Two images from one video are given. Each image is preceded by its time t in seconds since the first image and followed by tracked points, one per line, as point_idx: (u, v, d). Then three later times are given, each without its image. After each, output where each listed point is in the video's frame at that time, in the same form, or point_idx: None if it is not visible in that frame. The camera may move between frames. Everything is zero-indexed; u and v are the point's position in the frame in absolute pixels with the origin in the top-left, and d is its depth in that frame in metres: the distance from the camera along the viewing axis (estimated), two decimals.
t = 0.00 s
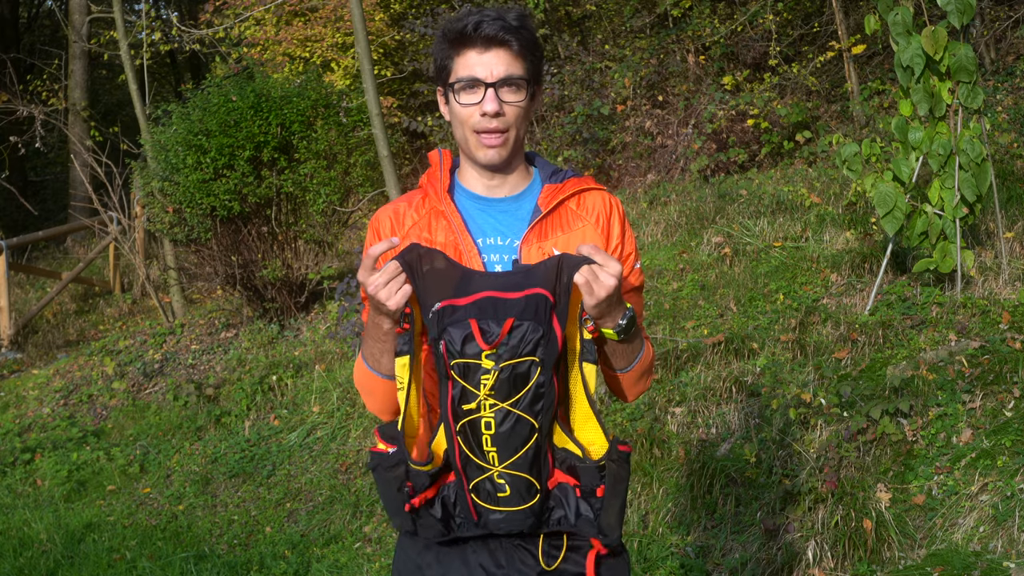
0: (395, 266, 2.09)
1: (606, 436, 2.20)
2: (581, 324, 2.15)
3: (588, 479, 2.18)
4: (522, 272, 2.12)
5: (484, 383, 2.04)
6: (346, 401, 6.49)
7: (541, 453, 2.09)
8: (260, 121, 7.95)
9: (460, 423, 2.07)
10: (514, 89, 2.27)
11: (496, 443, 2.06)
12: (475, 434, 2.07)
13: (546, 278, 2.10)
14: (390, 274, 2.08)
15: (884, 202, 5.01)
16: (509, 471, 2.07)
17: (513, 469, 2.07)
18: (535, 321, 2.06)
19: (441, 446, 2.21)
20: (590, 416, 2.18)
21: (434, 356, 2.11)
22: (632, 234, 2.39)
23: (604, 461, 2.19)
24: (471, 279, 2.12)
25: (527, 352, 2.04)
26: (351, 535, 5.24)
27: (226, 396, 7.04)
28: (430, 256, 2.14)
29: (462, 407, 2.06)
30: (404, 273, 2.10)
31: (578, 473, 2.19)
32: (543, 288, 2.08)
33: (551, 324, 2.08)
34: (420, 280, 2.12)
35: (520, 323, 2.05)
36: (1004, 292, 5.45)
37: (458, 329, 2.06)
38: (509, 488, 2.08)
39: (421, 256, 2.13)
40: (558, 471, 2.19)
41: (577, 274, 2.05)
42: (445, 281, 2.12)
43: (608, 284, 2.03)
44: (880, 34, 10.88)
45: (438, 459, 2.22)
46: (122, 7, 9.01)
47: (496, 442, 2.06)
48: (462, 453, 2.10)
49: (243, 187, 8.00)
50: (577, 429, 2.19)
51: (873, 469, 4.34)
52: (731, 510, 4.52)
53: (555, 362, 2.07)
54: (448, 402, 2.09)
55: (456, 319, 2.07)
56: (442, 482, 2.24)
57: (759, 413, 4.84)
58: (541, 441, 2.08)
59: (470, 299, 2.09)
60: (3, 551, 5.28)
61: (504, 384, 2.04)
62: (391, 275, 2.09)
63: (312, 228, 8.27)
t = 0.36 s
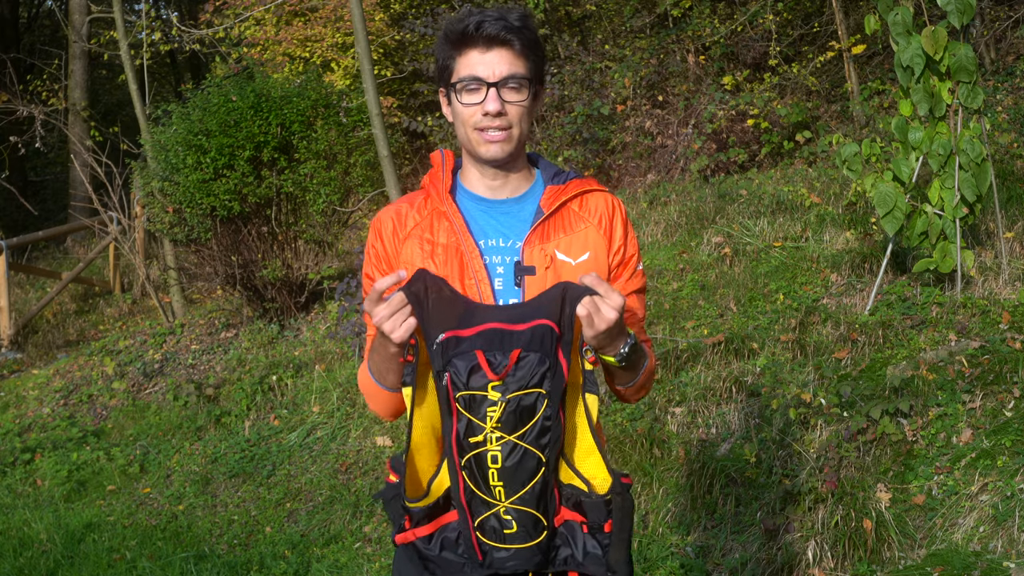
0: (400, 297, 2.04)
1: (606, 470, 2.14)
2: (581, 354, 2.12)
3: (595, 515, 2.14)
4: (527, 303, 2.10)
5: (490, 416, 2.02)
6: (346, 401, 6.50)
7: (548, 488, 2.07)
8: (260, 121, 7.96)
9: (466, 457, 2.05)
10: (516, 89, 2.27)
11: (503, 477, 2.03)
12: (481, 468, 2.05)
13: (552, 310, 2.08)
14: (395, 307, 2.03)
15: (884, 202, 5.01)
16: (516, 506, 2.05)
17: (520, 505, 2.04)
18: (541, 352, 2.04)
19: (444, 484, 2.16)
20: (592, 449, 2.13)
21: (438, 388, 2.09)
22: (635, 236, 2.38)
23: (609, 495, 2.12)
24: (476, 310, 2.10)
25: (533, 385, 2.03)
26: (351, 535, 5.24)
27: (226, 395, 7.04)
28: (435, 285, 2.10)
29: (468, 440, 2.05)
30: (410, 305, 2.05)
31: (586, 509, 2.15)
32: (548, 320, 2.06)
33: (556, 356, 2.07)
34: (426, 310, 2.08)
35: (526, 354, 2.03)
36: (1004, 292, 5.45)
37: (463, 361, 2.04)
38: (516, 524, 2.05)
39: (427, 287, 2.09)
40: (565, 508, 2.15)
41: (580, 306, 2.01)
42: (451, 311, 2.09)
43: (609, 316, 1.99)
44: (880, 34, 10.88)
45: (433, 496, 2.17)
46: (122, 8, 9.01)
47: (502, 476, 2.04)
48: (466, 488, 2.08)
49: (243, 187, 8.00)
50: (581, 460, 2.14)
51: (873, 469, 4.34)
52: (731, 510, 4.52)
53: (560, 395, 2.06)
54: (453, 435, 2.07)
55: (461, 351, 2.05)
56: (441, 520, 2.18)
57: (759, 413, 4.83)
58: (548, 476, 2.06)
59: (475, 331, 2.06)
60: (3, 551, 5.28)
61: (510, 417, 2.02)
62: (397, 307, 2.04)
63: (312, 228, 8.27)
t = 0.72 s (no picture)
0: (407, 289, 2.05)
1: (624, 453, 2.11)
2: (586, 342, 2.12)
3: (616, 494, 2.10)
4: (536, 286, 2.06)
5: (500, 399, 1.99)
6: (346, 401, 6.50)
7: (564, 469, 2.03)
8: (260, 121, 7.95)
9: (479, 441, 2.02)
10: (522, 88, 2.26)
11: (516, 460, 2.00)
12: (494, 452, 2.01)
13: (560, 292, 2.03)
14: (401, 298, 2.04)
15: (884, 202, 5.01)
16: (531, 488, 2.01)
17: (536, 486, 2.00)
18: (549, 334, 2.00)
19: (461, 470, 2.12)
20: (605, 429, 2.09)
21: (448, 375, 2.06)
22: (640, 236, 2.38)
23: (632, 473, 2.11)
24: (484, 296, 2.07)
25: (542, 367, 1.99)
26: (351, 535, 5.24)
27: (226, 395, 7.04)
28: (441, 275, 2.08)
29: (480, 424, 2.02)
30: (416, 297, 2.06)
31: (606, 488, 2.11)
32: (556, 301, 2.02)
33: (566, 338, 2.01)
34: (433, 300, 2.07)
35: (534, 336, 1.99)
36: (1004, 291, 5.45)
37: (470, 346, 2.00)
38: (532, 507, 2.01)
39: (432, 277, 2.08)
40: (584, 488, 2.11)
41: (588, 290, 1.99)
42: (458, 298, 2.06)
43: (618, 303, 1.98)
44: (880, 34, 10.88)
45: (452, 482, 2.13)
46: (122, 8, 9.01)
47: (516, 459, 2.00)
48: (482, 472, 2.04)
49: (243, 187, 8.00)
50: (595, 440, 2.10)
51: (874, 469, 4.34)
52: (731, 510, 4.52)
53: (571, 376, 2.01)
54: (465, 420, 2.04)
55: (467, 336, 2.02)
56: (462, 505, 2.13)
57: (759, 412, 4.83)
58: (563, 457, 2.02)
59: (483, 316, 2.03)
60: (3, 551, 5.28)
61: (520, 399, 1.98)
62: (403, 300, 2.04)
63: (312, 228, 8.27)
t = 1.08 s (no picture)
0: (408, 270, 2.02)
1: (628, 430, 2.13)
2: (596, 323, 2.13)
3: (619, 474, 2.10)
4: (538, 263, 2.08)
5: (505, 377, 2.01)
6: (346, 401, 6.51)
7: (568, 448, 2.04)
8: (260, 121, 7.96)
9: (483, 421, 2.03)
10: (526, 82, 2.27)
11: (521, 439, 2.02)
12: (499, 431, 2.03)
13: (563, 269, 2.06)
14: (402, 279, 2.01)
15: (884, 202, 5.01)
16: (536, 468, 2.02)
17: (541, 466, 2.02)
18: (552, 312, 2.02)
19: (464, 452, 2.15)
20: (611, 410, 2.13)
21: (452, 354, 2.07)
22: (650, 233, 2.37)
23: (633, 454, 2.11)
24: (487, 274, 2.08)
25: (547, 343, 2.01)
26: (351, 535, 5.24)
27: (226, 395, 7.04)
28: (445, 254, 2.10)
29: (485, 403, 2.03)
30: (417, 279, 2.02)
31: (609, 468, 2.11)
32: (559, 278, 2.04)
33: (570, 315, 2.04)
34: (436, 280, 2.08)
35: (537, 314, 2.02)
36: (1005, 291, 5.45)
37: (475, 324, 2.03)
38: (538, 487, 2.03)
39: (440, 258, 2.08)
40: (588, 468, 2.12)
41: (595, 267, 1.98)
42: (460, 278, 2.09)
43: (626, 281, 1.96)
44: (880, 34, 10.89)
45: (455, 465, 2.15)
46: (122, 8, 9.01)
47: (521, 438, 2.02)
48: (487, 452, 2.05)
49: (243, 187, 8.00)
50: (600, 423, 2.14)
51: (873, 469, 4.34)
52: (731, 510, 4.52)
53: (575, 353, 2.03)
54: (470, 399, 2.05)
55: (472, 314, 2.04)
56: (464, 488, 2.14)
57: (758, 412, 4.83)
58: (568, 435, 2.04)
59: (486, 294, 2.05)
60: (3, 551, 5.28)
61: (525, 377, 2.00)
62: (404, 280, 2.01)
63: (312, 228, 8.28)
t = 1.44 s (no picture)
0: (415, 300, 2.06)
1: (625, 473, 2.10)
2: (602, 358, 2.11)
3: (609, 522, 2.09)
4: (540, 304, 2.07)
5: (497, 419, 1.99)
6: (346, 401, 6.51)
7: (557, 493, 2.04)
8: (260, 121, 7.96)
9: (473, 459, 2.03)
10: (532, 88, 2.26)
11: (510, 481, 2.01)
12: (488, 471, 2.03)
13: (564, 313, 2.05)
14: (409, 307, 2.06)
15: (884, 202, 5.01)
16: (523, 511, 2.02)
17: (527, 509, 2.02)
18: (551, 356, 2.00)
19: (454, 485, 2.15)
20: (612, 455, 2.10)
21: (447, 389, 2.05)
22: (655, 237, 2.35)
23: (627, 501, 2.09)
24: (488, 312, 2.07)
25: (543, 388, 1.98)
26: (351, 535, 5.25)
27: (226, 395, 7.04)
28: (450, 288, 2.07)
29: (475, 442, 2.02)
30: (424, 308, 2.06)
31: (599, 515, 2.11)
32: (559, 323, 2.03)
33: (569, 360, 2.03)
34: (438, 314, 2.07)
35: (535, 357, 1.99)
36: (1004, 292, 5.45)
37: (471, 362, 2.00)
38: (523, 530, 2.03)
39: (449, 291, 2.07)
40: (578, 512, 2.12)
41: (602, 311, 2.00)
42: (461, 314, 2.07)
43: (631, 321, 1.98)
44: (880, 34, 10.89)
45: (443, 499, 2.15)
46: (122, 8, 9.01)
47: (509, 481, 2.02)
48: (475, 492, 2.06)
49: (243, 187, 8.00)
50: (598, 467, 2.12)
51: (873, 469, 4.34)
52: (731, 510, 4.52)
53: (571, 399, 2.01)
54: (461, 436, 2.05)
55: (469, 352, 2.01)
56: (451, 522, 2.16)
57: (759, 412, 4.83)
58: (557, 481, 2.03)
59: (486, 332, 2.03)
60: (3, 551, 5.28)
61: (518, 420, 1.99)
62: (410, 309, 2.06)
63: (312, 228, 8.28)
